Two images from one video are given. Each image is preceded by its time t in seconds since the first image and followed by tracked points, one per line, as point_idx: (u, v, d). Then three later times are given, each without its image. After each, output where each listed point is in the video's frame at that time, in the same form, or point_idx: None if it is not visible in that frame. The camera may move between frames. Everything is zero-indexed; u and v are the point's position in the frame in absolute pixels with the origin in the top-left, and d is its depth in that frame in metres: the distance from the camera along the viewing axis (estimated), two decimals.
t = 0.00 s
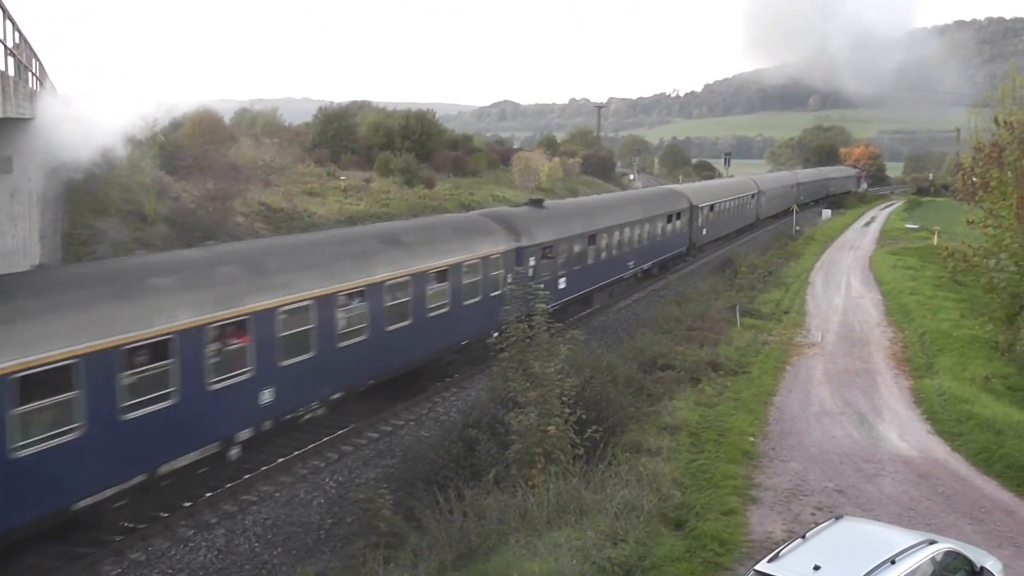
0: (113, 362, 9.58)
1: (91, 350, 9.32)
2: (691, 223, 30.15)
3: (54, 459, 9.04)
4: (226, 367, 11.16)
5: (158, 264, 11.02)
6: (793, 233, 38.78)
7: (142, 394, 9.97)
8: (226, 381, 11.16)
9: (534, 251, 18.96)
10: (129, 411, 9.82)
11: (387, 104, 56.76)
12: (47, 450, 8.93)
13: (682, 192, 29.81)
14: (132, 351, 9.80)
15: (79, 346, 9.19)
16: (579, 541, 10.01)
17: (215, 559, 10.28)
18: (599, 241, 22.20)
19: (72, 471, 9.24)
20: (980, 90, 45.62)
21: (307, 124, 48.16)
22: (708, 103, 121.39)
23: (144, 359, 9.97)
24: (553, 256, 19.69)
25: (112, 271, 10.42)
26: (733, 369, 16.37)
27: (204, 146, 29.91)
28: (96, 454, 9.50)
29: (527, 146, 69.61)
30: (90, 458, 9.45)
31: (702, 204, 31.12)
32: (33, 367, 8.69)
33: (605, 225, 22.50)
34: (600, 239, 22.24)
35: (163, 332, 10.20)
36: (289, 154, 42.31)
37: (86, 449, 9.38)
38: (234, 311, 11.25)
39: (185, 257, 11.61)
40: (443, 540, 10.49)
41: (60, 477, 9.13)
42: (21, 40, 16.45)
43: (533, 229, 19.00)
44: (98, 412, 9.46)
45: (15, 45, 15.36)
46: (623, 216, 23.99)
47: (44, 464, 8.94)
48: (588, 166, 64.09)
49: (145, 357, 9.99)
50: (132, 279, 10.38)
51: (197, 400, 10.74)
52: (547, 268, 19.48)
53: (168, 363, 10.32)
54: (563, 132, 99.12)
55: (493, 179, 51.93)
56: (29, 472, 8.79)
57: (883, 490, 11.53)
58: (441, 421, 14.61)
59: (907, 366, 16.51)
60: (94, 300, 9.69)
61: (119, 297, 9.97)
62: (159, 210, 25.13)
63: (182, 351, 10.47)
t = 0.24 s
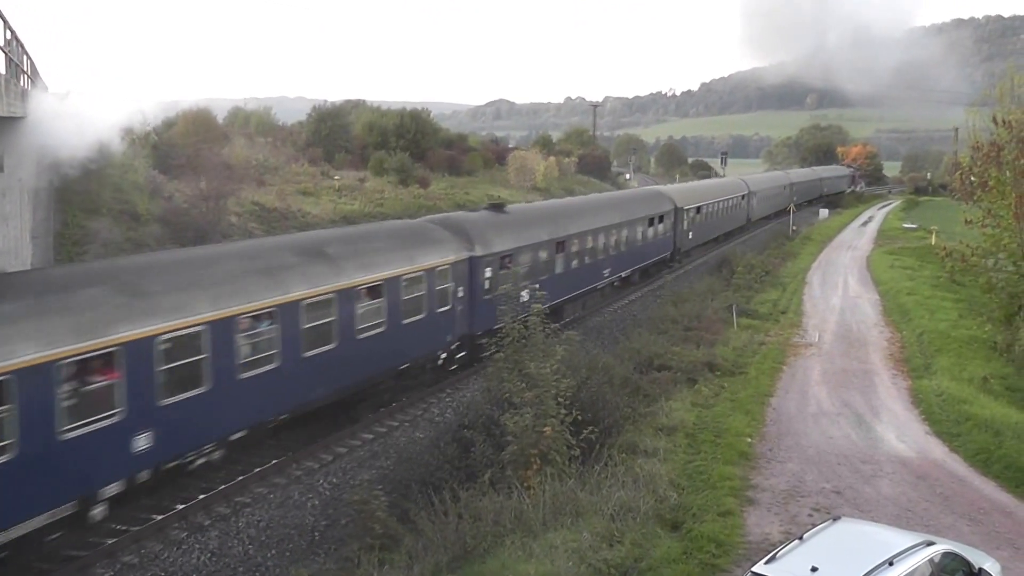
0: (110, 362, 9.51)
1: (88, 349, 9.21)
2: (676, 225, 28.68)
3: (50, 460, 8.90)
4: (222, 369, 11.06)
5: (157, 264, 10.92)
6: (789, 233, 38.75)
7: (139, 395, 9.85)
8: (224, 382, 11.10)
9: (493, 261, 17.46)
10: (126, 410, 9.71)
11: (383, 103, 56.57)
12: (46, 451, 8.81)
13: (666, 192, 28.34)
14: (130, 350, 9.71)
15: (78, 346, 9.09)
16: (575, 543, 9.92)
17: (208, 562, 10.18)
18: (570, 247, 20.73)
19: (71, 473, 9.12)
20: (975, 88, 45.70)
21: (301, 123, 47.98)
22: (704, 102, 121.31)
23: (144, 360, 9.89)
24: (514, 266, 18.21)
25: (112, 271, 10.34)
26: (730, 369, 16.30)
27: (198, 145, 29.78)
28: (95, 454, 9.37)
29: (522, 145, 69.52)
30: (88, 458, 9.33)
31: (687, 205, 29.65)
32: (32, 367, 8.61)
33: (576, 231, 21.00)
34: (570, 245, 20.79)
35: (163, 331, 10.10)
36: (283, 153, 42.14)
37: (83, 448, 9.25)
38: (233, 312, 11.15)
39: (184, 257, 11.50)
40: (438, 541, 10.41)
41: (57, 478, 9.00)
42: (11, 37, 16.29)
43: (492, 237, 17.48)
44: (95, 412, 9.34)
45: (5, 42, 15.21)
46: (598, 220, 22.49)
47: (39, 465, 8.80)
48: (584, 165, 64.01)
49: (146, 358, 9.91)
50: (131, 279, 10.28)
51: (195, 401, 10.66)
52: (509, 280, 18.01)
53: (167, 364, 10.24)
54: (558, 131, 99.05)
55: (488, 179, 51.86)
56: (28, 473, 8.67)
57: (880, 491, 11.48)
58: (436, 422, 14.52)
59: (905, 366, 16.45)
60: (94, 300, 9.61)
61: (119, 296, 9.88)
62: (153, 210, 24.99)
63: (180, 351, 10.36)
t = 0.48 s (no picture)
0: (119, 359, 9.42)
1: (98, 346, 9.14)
2: (659, 230, 27.24)
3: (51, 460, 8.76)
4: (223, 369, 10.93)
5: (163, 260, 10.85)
6: (787, 233, 38.67)
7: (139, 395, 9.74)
8: (229, 380, 11.01)
9: (441, 273, 15.66)
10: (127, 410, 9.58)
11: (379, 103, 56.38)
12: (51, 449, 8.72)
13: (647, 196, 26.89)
14: (136, 348, 9.63)
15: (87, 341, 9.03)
16: (571, 545, 9.83)
17: (202, 564, 10.08)
18: (533, 256, 18.96)
19: (76, 471, 9.04)
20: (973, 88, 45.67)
21: (296, 122, 47.82)
22: (701, 102, 121.15)
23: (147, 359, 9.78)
24: (465, 278, 16.37)
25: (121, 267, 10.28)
26: (727, 370, 16.21)
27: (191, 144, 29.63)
28: (100, 452, 9.29)
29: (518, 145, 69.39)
30: (92, 457, 9.23)
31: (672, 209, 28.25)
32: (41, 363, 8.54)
33: (542, 238, 19.23)
34: (533, 255, 19.03)
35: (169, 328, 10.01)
36: (277, 153, 41.95)
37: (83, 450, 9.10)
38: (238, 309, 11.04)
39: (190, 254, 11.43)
40: (433, 543, 10.33)
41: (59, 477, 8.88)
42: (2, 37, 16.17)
43: (439, 247, 15.67)
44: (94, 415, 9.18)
45: None
46: (568, 226, 20.76)
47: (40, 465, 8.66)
48: (580, 165, 63.90)
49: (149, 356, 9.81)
50: (142, 275, 10.27)
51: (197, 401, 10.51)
52: (460, 293, 16.20)
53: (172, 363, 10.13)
54: (553, 130, 98.89)
55: (484, 178, 51.73)
56: (32, 470, 8.58)
57: (878, 492, 11.41)
58: (432, 423, 14.43)
59: (904, 367, 16.37)
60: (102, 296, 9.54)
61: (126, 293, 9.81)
62: (146, 210, 24.86)
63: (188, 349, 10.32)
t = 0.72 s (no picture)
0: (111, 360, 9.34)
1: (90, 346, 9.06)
2: (643, 233, 26.07)
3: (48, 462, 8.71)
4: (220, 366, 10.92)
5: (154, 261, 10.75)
6: (787, 233, 38.61)
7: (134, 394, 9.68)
8: (221, 381, 10.96)
9: (434, 274, 15.66)
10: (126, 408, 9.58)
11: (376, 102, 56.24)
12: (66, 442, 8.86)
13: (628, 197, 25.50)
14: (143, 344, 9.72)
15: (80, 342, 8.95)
16: (568, 547, 9.73)
17: (196, 567, 9.96)
18: (487, 267, 17.42)
19: (72, 472, 8.98)
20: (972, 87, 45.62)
21: (291, 121, 47.67)
22: (699, 101, 121.08)
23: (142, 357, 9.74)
24: (406, 293, 14.80)
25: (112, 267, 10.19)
26: (725, 371, 16.11)
27: (185, 143, 29.49)
28: (105, 448, 9.37)
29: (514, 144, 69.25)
30: (88, 457, 9.19)
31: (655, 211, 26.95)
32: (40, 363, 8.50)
33: (497, 249, 17.65)
34: (488, 266, 17.46)
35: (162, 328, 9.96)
36: (272, 152, 41.80)
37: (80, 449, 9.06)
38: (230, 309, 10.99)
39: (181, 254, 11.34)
40: (430, 546, 10.25)
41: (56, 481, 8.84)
42: None
43: (428, 250, 15.60)
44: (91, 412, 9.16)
45: None
46: (532, 233, 19.22)
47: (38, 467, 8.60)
48: (577, 164, 63.79)
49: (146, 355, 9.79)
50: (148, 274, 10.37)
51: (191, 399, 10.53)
52: (400, 311, 14.66)
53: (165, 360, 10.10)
54: (550, 130, 98.72)
55: (480, 178, 51.60)
56: (29, 473, 8.53)
57: (878, 494, 11.32)
58: (427, 424, 14.33)
59: (904, 368, 16.28)
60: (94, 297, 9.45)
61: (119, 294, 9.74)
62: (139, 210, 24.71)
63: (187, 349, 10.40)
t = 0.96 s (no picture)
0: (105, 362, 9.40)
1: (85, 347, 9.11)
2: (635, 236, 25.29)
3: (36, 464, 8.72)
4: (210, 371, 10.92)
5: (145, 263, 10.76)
6: (787, 233, 38.55)
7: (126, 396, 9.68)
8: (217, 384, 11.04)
9: (430, 275, 15.68)
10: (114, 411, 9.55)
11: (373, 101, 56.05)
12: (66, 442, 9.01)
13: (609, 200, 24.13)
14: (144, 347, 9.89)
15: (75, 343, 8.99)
16: (566, 550, 9.62)
17: (190, 571, 9.84)
18: (437, 281, 15.91)
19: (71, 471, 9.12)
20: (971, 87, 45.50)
21: (287, 120, 47.49)
22: (697, 101, 120.93)
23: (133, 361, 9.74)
24: (399, 296, 14.84)
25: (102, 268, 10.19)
26: (724, 372, 16.00)
27: (179, 143, 29.33)
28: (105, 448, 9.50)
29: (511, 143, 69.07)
30: (83, 458, 9.24)
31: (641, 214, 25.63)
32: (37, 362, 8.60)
33: (447, 260, 16.14)
34: (440, 278, 15.99)
35: (154, 330, 9.98)
36: (267, 152, 41.61)
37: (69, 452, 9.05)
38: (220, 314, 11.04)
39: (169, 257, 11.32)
40: (427, 548, 10.14)
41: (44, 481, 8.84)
42: None
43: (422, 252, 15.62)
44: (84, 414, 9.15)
45: None
46: (509, 237, 18.44)
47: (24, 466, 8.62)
48: (575, 164, 63.64)
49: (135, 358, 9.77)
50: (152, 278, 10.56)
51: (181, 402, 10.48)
52: (393, 313, 14.69)
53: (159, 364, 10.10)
54: (547, 130, 98.57)
55: (477, 178, 51.46)
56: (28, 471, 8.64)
57: (879, 497, 11.21)
58: (424, 427, 14.22)
59: (905, 369, 16.17)
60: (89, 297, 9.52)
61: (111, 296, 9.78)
62: (133, 210, 24.60)
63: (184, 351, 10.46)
